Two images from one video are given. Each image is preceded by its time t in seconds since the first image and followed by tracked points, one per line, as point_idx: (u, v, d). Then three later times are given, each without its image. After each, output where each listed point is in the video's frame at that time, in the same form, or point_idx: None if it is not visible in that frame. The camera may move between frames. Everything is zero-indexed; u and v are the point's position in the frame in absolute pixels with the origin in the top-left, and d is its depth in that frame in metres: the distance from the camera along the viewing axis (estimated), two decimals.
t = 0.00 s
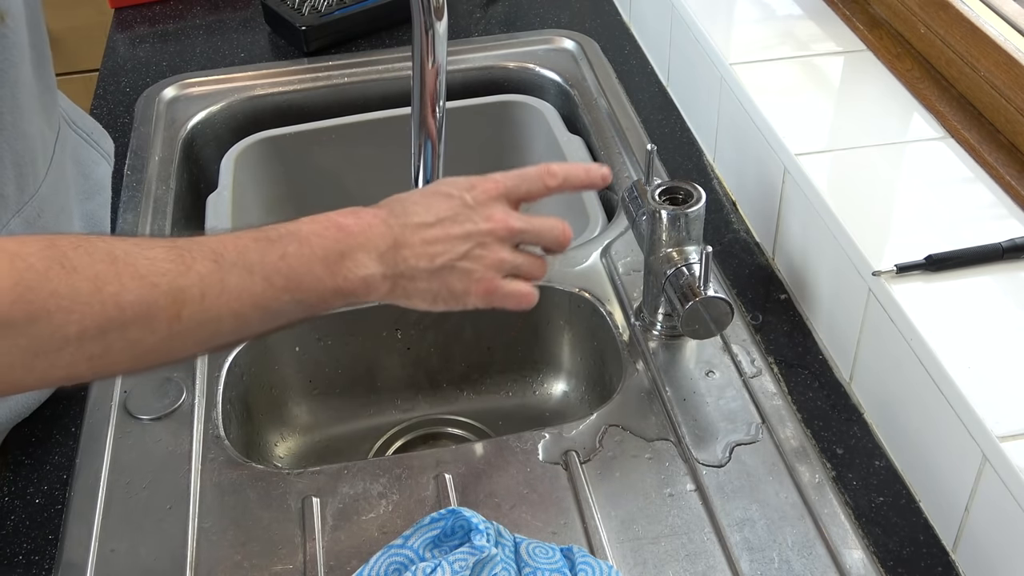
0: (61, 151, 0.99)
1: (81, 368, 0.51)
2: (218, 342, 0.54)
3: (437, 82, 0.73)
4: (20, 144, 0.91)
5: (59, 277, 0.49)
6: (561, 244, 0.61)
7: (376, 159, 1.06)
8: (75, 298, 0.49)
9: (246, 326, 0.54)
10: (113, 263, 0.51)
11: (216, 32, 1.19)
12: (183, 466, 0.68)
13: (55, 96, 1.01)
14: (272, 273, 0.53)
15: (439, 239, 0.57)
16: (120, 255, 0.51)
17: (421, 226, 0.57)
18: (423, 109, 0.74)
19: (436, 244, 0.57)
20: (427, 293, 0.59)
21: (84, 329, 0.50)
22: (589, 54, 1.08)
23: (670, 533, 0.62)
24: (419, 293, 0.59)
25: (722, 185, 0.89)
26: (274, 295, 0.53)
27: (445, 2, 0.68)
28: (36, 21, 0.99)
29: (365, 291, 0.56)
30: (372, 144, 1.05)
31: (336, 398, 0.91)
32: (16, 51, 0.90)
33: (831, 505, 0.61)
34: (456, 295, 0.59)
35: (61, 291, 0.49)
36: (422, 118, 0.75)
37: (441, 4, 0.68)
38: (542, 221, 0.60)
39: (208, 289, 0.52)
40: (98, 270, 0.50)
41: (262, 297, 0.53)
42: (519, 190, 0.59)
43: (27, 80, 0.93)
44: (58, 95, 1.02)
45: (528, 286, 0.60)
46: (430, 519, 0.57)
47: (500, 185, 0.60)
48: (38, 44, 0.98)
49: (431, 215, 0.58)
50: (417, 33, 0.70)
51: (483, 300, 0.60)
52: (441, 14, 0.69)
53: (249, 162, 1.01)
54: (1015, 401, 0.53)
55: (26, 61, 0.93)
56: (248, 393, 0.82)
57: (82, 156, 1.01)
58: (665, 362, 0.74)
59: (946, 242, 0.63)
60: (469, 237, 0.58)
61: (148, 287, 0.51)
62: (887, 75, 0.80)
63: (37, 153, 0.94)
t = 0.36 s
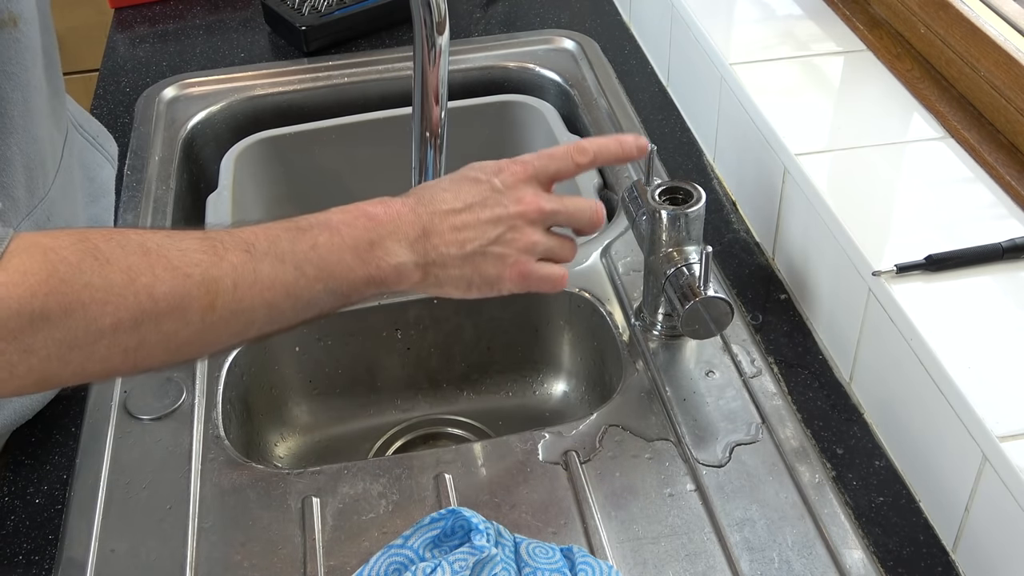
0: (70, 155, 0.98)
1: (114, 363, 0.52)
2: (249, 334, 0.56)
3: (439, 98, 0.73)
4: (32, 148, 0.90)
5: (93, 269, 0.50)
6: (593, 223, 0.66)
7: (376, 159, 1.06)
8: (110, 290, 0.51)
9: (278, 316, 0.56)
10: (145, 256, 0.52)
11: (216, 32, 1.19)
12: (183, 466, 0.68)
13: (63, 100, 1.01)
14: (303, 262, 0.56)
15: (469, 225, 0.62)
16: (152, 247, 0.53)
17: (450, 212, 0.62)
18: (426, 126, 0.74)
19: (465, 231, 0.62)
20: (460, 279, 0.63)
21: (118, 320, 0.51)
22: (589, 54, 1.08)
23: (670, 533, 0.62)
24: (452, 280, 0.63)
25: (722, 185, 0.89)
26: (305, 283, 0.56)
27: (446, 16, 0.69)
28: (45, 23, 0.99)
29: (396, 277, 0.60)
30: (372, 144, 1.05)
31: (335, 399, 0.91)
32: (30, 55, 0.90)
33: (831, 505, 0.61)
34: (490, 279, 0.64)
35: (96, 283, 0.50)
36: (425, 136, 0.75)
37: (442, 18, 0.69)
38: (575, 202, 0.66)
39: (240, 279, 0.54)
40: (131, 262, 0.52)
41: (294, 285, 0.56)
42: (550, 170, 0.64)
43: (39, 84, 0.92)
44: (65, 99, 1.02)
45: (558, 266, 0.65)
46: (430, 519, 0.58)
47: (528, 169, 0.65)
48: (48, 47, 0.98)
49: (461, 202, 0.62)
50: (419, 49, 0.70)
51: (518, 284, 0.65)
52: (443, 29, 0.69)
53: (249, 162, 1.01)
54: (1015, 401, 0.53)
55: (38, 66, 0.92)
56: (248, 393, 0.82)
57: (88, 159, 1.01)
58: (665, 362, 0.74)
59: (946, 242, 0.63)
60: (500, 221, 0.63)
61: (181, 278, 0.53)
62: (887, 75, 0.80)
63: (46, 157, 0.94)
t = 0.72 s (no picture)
0: (67, 155, 0.98)
1: (136, 360, 0.55)
2: (270, 344, 0.59)
3: (435, 98, 0.73)
4: (29, 148, 0.90)
5: (119, 269, 0.52)
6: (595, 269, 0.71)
7: (376, 159, 1.06)
8: (134, 290, 0.53)
9: (297, 329, 0.59)
10: (171, 260, 0.55)
11: (216, 32, 1.19)
12: (183, 465, 0.68)
13: (59, 100, 1.01)
14: (325, 279, 0.59)
15: (485, 259, 0.66)
16: (177, 253, 0.56)
17: (467, 246, 0.66)
18: (422, 127, 0.74)
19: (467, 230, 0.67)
20: (470, 309, 0.66)
21: (141, 319, 0.53)
22: (589, 54, 1.08)
23: (670, 533, 0.62)
24: (462, 310, 0.66)
25: (722, 185, 0.89)
26: (325, 299, 0.59)
27: (442, 16, 0.69)
28: (40, 23, 0.98)
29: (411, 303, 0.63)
30: (372, 144, 1.05)
31: (335, 399, 0.91)
32: (26, 55, 0.89)
33: (831, 505, 0.62)
34: (498, 312, 0.67)
35: (121, 282, 0.52)
36: (420, 136, 0.75)
37: (438, 19, 0.69)
38: (581, 247, 0.70)
39: (263, 290, 0.57)
40: (157, 264, 0.54)
41: (314, 301, 0.59)
42: (564, 214, 0.68)
43: (35, 84, 0.92)
44: (64, 99, 1.02)
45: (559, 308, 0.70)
46: (430, 519, 0.57)
47: (544, 209, 0.69)
48: (41, 47, 0.98)
49: (478, 237, 0.66)
50: (415, 50, 0.70)
51: (522, 320, 0.69)
52: (438, 29, 0.69)
53: (249, 162, 1.01)
54: (1015, 401, 0.53)
55: (34, 65, 0.92)
56: (248, 393, 0.82)
57: (87, 159, 1.01)
58: (665, 362, 0.74)
59: (946, 242, 0.63)
60: (513, 258, 0.67)
61: (206, 284, 0.55)
62: (887, 75, 0.80)
63: (42, 157, 0.94)
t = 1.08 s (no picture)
0: (68, 156, 0.98)
1: (119, 375, 0.54)
2: (254, 357, 0.59)
3: (438, 97, 0.73)
4: (30, 150, 0.90)
5: (102, 283, 0.52)
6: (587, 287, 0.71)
7: (376, 159, 1.06)
8: (118, 304, 0.52)
9: (282, 342, 0.59)
10: (156, 273, 0.54)
11: (216, 32, 1.19)
12: (183, 465, 0.68)
13: (60, 101, 1.01)
14: (311, 292, 0.59)
15: (477, 274, 0.67)
16: (164, 265, 0.55)
17: (460, 260, 0.66)
18: (424, 125, 0.74)
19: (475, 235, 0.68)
20: (458, 323, 0.67)
21: (125, 333, 0.53)
22: (589, 54, 1.08)
23: (670, 533, 0.62)
24: (451, 324, 0.67)
25: (722, 185, 0.89)
26: (310, 313, 0.59)
27: (445, 16, 0.69)
28: (43, 24, 0.98)
29: (398, 315, 0.64)
30: (372, 144, 1.05)
31: (336, 399, 0.91)
32: (27, 57, 0.89)
33: (831, 505, 0.62)
34: (487, 326, 0.68)
35: (104, 296, 0.52)
36: (422, 135, 0.75)
37: (441, 18, 0.69)
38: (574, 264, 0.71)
39: (248, 304, 0.57)
40: (141, 278, 0.54)
41: (299, 314, 0.59)
42: (559, 233, 0.69)
43: (36, 86, 0.92)
44: (64, 99, 1.02)
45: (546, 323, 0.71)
46: (430, 519, 0.57)
47: (539, 226, 0.69)
48: (43, 48, 0.98)
49: (472, 250, 0.67)
50: (418, 49, 0.70)
51: (511, 334, 0.70)
52: (441, 29, 0.69)
53: (249, 162, 1.01)
54: (1015, 401, 0.53)
55: (35, 66, 0.92)
56: (248, 393, 0.82)
57: (87, 159, 1.01)
58: (665, 363, 0.74)
59: (946, 242, 0.63)
60: (505, 273, 0.68)
61: (191, 298, 0.55)
62: (887, 75, 0.80)
63: (44, 159, 0.94)
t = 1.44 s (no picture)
0: (69, 155, 0.98)
1: (158, 345, 0.56)
2: (286, 319, 0.60)
3: (439, 98, 0.73)
4: (35, 147, 0.91)
5: (132, 254, 0.54)
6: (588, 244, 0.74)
7: (376, 159, 1.06)
8: (148, 273, 0.54)
9: (314, 301, 0.60)
10: (181, 243, 0.56)
11: (216, 32, 1.19)
12: (184, 466, 0.68)
13: (63, 99, 1.00)
14: (333, 251, 0.61)
15: (489, 225, 0.67)
16: (187, 235, 0.57)
17: (470, 212, 0.67)
18: (424, 127, 0.74)
19: (484, 230, 0.67)
20: (482, 274, 0.67)
21: (158, 302, 0.54)
22: (589, 54, 1.08)
23: (670, 533, 0.62)
24: (475, 276, 0.67)
25: (722, 185, 0.89)
26: (334, 270, 0.60)
27: (446, 17, 0.69)
28: (45, 23, 0.98)
29: (422, 266, 0.64)
30: (372, 144, 1.05)
31: (336, 399, 0.91)
32: (32, 54, 0.89)
33: (831, 505, 0.62)
34: (509, 276, 0.68)
35: (135, 267, 0.54)
36: (422, 136, 0.75)
37: (442, 19, 0.69)
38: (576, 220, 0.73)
39: (273, 266, 0.58)
40: (168, 247, 0.55)
41: (326, 272, 0.60)
42: (560, 183, 0.71)
43: (40, 84, 0.92)
44: (65, 98, 1.02)
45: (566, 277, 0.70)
46: (430, 519, 0.58)
47: (541, 179, 0.71)
48: (46, 46, 0.98)
49: (480, 203, 0.68)
50: (419, 50, 0.70)
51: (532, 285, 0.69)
52: (442, 30, 0.69)
53: (249, 162, 1.01)
54: (1015, 401, 0.53)
55: (39, 65, 0.92)
56: (248, 393, 0.82)
57: (88, 159, 1.01)
58: (665, 363, 0.74)
59: (946, 242, 0.63)
60: (517, 221, 0.69)
61: (218, 264, 0.57)
62: (887, 75, 0.80)
63: (47, 158, 0.94)
